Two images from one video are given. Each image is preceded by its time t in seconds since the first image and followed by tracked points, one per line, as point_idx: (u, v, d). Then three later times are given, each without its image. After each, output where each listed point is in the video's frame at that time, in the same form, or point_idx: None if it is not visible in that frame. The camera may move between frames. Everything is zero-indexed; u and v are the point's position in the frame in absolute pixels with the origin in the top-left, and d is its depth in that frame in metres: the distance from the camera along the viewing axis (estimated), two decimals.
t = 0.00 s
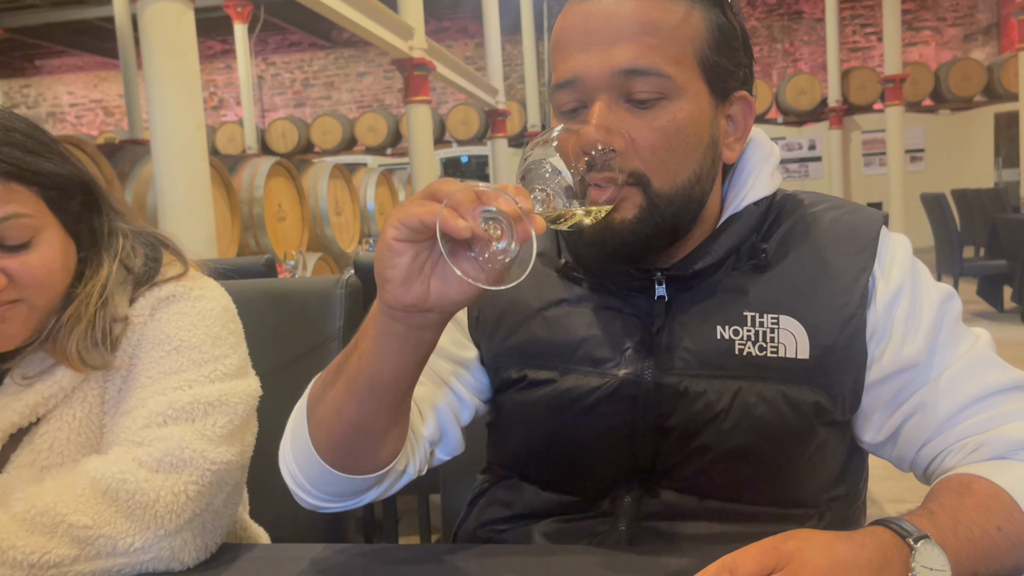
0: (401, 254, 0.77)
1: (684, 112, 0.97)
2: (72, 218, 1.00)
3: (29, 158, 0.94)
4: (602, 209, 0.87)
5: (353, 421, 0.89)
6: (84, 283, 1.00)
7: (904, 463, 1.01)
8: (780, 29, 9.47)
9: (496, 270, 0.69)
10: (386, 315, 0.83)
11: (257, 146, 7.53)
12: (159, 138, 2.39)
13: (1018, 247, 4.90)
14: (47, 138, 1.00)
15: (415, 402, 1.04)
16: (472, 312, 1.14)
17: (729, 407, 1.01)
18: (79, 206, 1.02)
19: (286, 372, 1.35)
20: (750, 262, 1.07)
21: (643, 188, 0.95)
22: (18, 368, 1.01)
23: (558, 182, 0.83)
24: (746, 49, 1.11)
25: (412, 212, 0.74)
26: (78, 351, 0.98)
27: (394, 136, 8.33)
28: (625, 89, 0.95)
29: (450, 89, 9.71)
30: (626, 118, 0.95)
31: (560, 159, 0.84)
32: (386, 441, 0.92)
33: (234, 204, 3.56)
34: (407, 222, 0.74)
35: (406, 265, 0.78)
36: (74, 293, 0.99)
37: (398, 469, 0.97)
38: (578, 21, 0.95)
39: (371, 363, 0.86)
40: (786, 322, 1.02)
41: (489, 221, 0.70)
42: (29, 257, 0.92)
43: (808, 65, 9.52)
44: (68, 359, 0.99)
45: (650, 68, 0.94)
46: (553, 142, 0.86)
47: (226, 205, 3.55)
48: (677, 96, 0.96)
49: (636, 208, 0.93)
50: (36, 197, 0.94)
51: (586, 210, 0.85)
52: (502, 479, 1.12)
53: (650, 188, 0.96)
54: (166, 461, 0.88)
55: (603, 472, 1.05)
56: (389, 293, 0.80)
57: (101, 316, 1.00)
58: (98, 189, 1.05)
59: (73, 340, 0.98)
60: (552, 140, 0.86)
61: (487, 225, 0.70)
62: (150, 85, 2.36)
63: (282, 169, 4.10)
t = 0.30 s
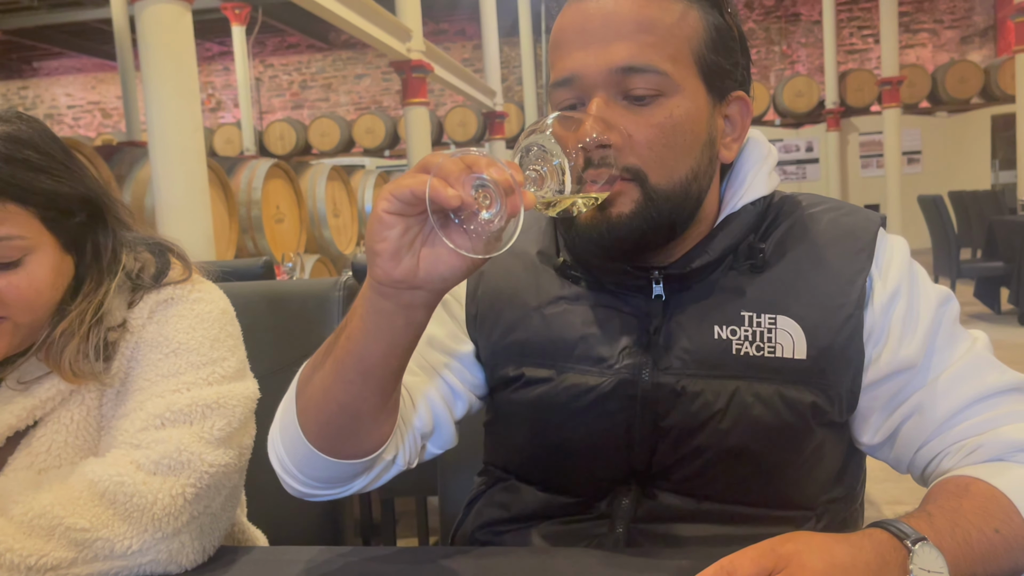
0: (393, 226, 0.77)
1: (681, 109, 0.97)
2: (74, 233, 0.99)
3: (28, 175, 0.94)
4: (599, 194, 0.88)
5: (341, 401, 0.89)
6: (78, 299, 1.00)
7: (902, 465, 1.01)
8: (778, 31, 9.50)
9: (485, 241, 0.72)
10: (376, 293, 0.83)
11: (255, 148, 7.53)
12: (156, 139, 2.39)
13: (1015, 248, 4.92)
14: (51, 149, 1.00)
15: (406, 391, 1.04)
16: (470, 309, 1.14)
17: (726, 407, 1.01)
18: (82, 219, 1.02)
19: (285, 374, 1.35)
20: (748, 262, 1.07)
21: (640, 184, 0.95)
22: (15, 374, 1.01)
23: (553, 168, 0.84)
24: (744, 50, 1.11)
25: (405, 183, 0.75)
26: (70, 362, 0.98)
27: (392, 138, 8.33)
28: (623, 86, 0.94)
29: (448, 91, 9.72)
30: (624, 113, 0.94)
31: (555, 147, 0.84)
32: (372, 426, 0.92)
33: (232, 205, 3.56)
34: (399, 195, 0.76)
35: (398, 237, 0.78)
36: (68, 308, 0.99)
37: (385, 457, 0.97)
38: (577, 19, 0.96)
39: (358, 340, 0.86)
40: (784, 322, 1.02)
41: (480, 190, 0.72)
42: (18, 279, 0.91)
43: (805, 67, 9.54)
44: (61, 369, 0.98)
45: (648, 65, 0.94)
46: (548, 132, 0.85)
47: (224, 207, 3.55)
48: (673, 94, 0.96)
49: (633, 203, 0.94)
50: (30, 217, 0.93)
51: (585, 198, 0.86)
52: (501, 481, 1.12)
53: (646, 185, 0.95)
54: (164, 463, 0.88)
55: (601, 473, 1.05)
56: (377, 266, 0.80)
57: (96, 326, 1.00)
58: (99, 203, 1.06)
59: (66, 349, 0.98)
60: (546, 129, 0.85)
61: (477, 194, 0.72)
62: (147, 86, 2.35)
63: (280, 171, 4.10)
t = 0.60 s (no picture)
0: (385, 194, 0.77)
1: (678, 105, 0.97)
2: (73, 237, 0.99)
3: (27, 180, 0.94)
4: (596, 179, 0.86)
5: (332, 378, 0.88)
6: (77, 303, 1.00)
7: (902, 467, 1.00)
8: (776, 33, 9.51)
9: (479, 206, 0.73)
10: (367, 266, 0.82)
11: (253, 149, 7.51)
12: (154, 141, 2.38)
13: (1013, 249, 4.93)
14: (49, 153, 1.00)
15: (398, 374, 1.04)
16: (468, 305, 1.14)
17: (725, 407, 1.01)
18: (81, 223, 1.02)
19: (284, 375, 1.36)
20: (747, 261, 1.07)
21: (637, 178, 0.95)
22: (12, 377, 1.01)
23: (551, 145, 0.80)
24: (742, 49, 1.11)
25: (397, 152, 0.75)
26: (67, 364, 0.98)
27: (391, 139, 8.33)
28: (621, 80, 0.95)
29: (447, 93, 9.72)
30: (621, 107, 0.94)
31: (552, 127, 0.81)
32: (363, 407, 0.92)
33: (230, 206, 3.56)
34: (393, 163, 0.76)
35: (389, 204, 0.78)
36: (66, 313, 0.99)
37: (376, 441, 0.97)
38: (577, 14, 0.95)
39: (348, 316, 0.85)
40: (782, 322, 1.02)
41: (475, 156, 0.72)
42: (15, 283, 0.91)
43: (803, 69, 9.54)
44: (56, 373, 0.98)
45: (646, 59, 0.94)
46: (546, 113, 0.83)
47: (222, 209, 3.55)
48: (671, 89, 0.97)
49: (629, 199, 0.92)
50: (28, 222, 0.93)
51: (580, 180, 0.83)
52: (500, 483, 1.12)
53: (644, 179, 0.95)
54: (162, 465, 0.87)
55: (600, 474, 1.05)
56: (369, 236, 0.79)
57: (93, 330, 1.00)
58: (97, 206, 1.06)
59: (63, 353, 0.98)
60: (543, 110, 0.83)
61: (472, 160, 0.72)
62: (145, 87, 2.34)
63: (277, 173, 4.10)
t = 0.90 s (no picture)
0: (381, 176, 0.78)
1: (679, 102, 0.97)
2: (71, 239, 0.99)
3: (26, 183, 0.94)
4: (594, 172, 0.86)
5: (328, 365, 0.88)
6: (76, 305, 1.00)
7: (901, 468, 1.00)
8: (774, 35, 9.53)
9: (475, 185, 0.74)
10: (363, 250, 0.82)
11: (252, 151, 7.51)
12: (153, 142, 2.38)
13: (1012, 251, 4.93)
14: (49, 155, 1.00)
15: (395, 366, 1.04)
16: (468, 302, 1.14)
17: (724, 407, 1.01)
18: (79, 224, 1.01)
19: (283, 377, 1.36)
20: (747, 261, 1.06)
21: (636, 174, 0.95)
22: (11, 378, 1.01)
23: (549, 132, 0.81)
24: (744, 51, 1.12)
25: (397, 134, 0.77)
26: (64, 367, 0.97)
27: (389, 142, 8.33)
28: (623, 76, 0.95)
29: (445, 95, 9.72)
30: (622, 102, 0.94)
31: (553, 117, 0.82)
32: (359, 397, 0.91)
33: (229, 209, 3.57)
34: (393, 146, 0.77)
35: (387, 186, 0.78)
36: (65, 315, 0.99)
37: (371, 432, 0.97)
38: (580, 11, 0.96)
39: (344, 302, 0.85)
40: (782, 322, 1.02)
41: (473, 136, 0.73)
42: (13, 286, 0.91)
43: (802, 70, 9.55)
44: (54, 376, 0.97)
45: (647, 55, 0.94)
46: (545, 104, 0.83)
47: (221, 211, 3.56)
48: (672, 86, 0.97)
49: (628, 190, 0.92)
50: (27, 224, 0.93)
51: (579, 172, 0.83)
52: (498, 484, 1.12)
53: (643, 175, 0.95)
54: (161, 467, 0.87)
55: (599, 475, 1.05)
56: (366, 221, 0.80)
57: (92, 332, 0.99)
58: (97, 209, 1.05)
59: (61, 356, 0.97)
60: (542, 100, 0.83)
61: (470, 140, 0.73)
62: (143, 88, 2.34)
63: (276, 174, 4.10)
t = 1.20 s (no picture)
0: (382, 167, 0.79)
1: (679, 102, 0.97)
2: (69, 241, 0.99)
3: (24, 185, 0.94)
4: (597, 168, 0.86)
5: (329, 359, 0.88)
6: (74, 309, 0.99)
7: (901, 470, 1.00)
8: (773, 38, 9.54)
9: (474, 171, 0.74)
10: (363, 242, 0.82)
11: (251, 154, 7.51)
12: (152, 145, 2.38)
13: (1011, 253, 4.93)
14: (47, 157, 1.00)
15: (394, 363, 1.04)
16: (468, 302, 1.14)
17: (724, 409, 1.00)
18: (78, 226, 1.01)
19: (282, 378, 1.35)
20: (747, 262, 1.06)
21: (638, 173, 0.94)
22: (11, 381, 1.01)
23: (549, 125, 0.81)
24: (744, 53, 1.12)
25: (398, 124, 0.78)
26: (63, 370, 0.97)
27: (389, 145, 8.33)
28: (624, 75, 0.94)
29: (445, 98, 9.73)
30: (623, 102, 0.94)
31: (555, 110, 0.81)
32: (357, 392, 0.91)
33: (228, 215, 3.61)
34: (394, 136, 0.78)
35: (387, 176, 0.79)
36: (63, 318, 0.98)
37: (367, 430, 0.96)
38: (581, 11, 0.96)
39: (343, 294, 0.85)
40: (782, 323, 1.02)
41: (474, 125, 0.73)
42: (12, 289, 0.91)
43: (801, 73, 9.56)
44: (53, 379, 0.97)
45: (649, 55, 0.94)
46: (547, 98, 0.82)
47: (220, 213, 3.58)
48: (673, 86, 0.96)
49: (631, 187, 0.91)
50: (26, 228, 0.93)
51: (579, 169, 0.83)
52: (498, 487, 1.11)
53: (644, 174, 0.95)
54: (160, 470, 0.86)
55: (598, 477, 1.04)
56: (366, 212, 0.80)
57: (91, 336, 0.99)
58: (96, 211, 1.05)
59: (60, 359, 0.97)
60: (544, 95, 0.83)
61: (471, 127, 0.73)
62: (143, 91, 2.35)
63: (275, 177, 4.10)
